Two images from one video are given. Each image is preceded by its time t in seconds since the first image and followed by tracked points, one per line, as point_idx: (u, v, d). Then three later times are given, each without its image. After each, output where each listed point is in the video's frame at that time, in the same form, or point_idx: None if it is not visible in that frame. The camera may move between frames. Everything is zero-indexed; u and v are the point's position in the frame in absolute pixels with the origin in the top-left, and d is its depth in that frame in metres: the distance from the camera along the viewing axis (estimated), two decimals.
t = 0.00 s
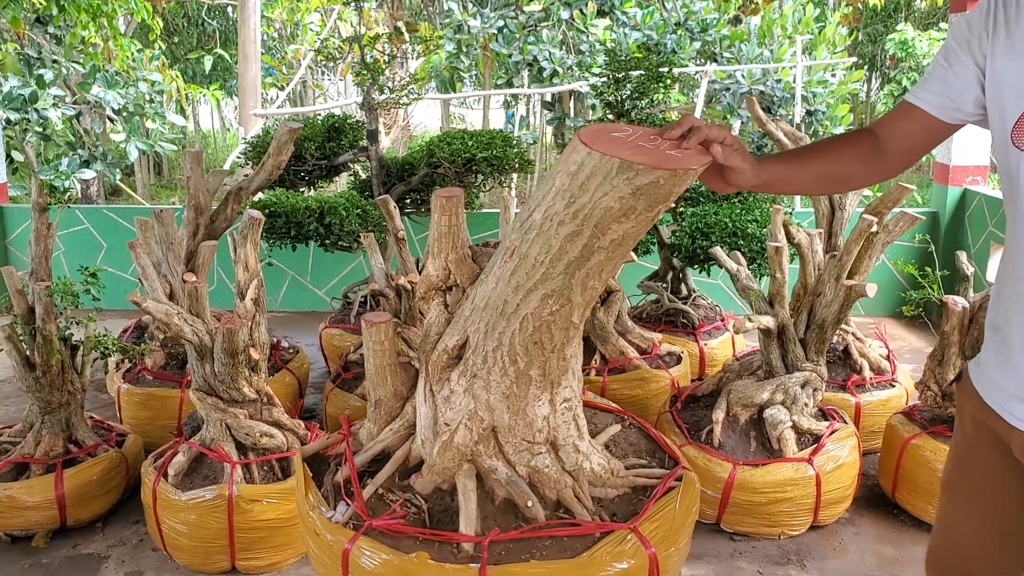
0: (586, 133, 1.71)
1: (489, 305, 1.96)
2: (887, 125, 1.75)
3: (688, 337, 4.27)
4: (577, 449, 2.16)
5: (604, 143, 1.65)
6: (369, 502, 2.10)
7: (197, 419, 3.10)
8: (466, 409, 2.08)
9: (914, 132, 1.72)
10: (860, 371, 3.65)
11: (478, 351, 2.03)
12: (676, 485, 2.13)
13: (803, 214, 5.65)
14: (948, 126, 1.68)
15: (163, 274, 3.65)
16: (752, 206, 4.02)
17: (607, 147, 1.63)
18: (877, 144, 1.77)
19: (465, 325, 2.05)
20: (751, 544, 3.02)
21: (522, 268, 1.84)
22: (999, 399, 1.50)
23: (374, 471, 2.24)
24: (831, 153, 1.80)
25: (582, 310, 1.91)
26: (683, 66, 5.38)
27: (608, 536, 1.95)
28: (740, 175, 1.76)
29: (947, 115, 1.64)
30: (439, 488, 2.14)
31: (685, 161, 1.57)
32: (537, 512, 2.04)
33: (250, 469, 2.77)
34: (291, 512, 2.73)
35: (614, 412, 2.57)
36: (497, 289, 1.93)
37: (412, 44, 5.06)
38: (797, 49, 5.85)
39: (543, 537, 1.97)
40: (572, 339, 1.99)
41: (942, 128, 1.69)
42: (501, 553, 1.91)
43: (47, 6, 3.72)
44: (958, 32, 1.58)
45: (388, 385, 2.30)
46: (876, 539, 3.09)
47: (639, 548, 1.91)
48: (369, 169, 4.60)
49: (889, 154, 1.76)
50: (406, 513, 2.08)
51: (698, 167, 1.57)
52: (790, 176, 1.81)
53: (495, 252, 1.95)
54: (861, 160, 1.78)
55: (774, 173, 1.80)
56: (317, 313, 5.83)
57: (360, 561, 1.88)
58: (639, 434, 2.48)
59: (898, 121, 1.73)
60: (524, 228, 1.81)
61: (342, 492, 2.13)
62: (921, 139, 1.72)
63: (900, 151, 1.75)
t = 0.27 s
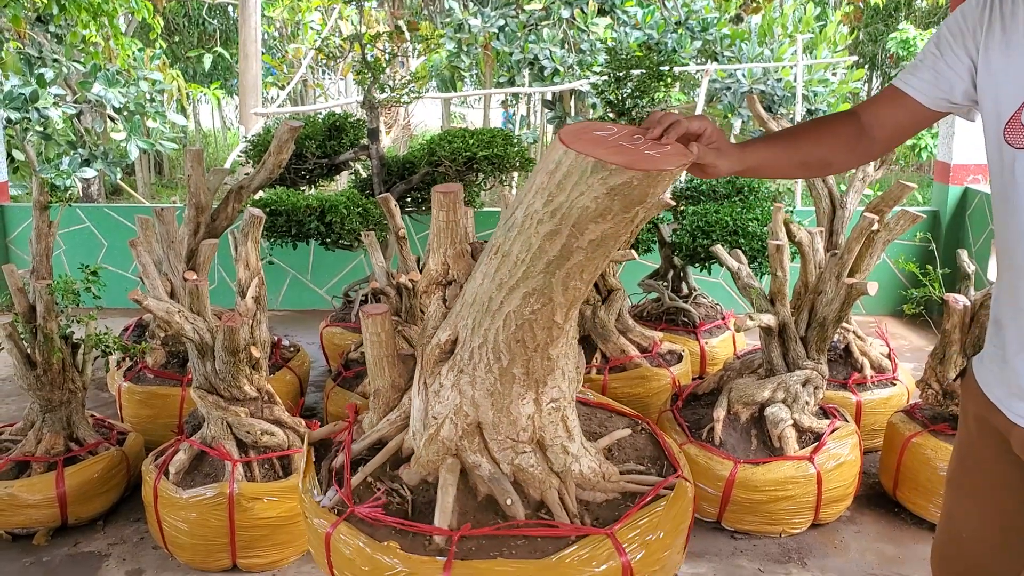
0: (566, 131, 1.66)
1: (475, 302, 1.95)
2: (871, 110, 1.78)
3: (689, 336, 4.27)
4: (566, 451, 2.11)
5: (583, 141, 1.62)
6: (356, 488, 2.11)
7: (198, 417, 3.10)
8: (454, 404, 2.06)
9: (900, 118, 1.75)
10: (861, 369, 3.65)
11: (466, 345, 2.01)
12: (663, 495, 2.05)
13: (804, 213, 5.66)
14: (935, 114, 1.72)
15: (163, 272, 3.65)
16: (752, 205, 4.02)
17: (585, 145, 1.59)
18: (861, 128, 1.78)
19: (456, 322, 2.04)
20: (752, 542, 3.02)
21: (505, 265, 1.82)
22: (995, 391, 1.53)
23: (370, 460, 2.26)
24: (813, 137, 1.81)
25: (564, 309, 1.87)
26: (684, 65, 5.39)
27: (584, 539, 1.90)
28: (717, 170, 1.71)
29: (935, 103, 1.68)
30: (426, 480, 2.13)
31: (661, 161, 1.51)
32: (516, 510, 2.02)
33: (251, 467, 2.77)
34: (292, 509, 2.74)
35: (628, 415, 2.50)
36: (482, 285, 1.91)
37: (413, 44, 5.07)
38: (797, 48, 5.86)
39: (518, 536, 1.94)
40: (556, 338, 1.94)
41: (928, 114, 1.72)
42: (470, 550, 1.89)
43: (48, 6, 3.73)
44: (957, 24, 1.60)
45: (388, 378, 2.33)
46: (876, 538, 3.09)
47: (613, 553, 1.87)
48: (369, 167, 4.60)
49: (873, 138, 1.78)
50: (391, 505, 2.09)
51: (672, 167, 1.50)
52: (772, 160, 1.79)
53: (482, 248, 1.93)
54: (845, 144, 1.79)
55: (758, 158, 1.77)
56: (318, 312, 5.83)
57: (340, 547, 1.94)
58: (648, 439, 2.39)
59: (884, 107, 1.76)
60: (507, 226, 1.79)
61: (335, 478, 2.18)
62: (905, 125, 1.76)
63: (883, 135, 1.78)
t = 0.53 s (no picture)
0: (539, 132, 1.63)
1: (459, 299, 1.92)
2: (847, 113, 1.77)
3: (689, 335, 4.27)
4: (549, 453, 2.06)
5: (554, 142, 1.58)
6: (345, 476, 2.14)
7: (198, 416, 3.11)
8: (437, 399, 2.04)
9: (876, 122, 1.74)
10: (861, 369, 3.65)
11: (452, 342, 1.98)
12: (641, 507, 1.98)
13: (804, 212, 5.66)
14: (914, 118, 1.70)
15: (164, 272, 3.65)
16: (752, 204, 4.02)
17: (553, 147, 1.56)
18: (836, 131, 1.79)
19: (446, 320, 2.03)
20: (752, 541, 3.02)
21: (484, 264, 1.78)
22: (990, 391, 1.54)
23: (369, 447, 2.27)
24: (789, 139, 1.83)
25: (541, 311, 1.82)
26: (684, 64, 5.38)
27: (549, 543, 1.86)
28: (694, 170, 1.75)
29: (916, 106, 1.66)
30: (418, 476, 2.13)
31: (624, 165, 1.48)
32: (490, 509, 1.99)
33: (251, 466, 2.77)
34: (292, 509, 2.73)
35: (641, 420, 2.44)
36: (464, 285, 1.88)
37: (413, 43, 5.07)
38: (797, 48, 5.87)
39: (486, 535, 1.92)
40: (534, 339, 1.89)
41: (906, 117, 1.71)
42: (434, 545, 1.88)
43: (49, 5, 3.74)
44: (934, 29, 1.59)
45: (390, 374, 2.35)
46: (876, 537, 3.09)
47: (575, 560, 1.82)
48: (369, 167, 4.60)
49: (849, 141, 1.78)
50: (374, 496, 2.10)
51: (630, 168, 1.47)
52: (750, 162, 1.82)
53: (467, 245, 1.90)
54: (819, 147, 1.81)
55: (728, 159, 1.81)
56: (318, 311, 5.84)
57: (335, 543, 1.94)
58: (653, 449, 2.30)
59: (859, 110, 1.75)
60: (487, 225, 1.76)
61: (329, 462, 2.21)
62: (883, 129, 1.74)
63: (860, 138, 1.77)
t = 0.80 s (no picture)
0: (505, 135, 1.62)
1: (445, 294, 1.93)
2: (808, 107, 1.74)
3: (689, 334, 4.27)
4: (531, 455, 2.02)
5: (521, 142, 1.58)
6: (343, 460, 2.19)
7: (199, 415, 3.11)
8: (423, 393, 2.05)
9: (835, 118, 1.72)
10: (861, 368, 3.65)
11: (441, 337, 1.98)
12: (614, 515, 1.91)
13: (805, 211, 5.66)
14: (873, 116, 1.70)
15: (164, 271, 3.65)
16: (752, 204, 4.02)
17: (520, 147, 1.56)
18: (796, 124, 1.74)
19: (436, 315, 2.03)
20: (752, 540, 3.02)
21: (462, 261, 1.79)
22: (988, 388, 1.54)
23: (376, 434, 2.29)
24: (746, 131, 1.76)
25: (516, 311, 1.82)
26: (685, 63, 5.39)
27: (513, 544, 1.83)
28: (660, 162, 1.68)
29: (880, 105, 1.66)
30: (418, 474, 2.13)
31: (580, 168, 1.49)
32: (464, 505, 1.96)
33: (251, 465, 2.77)
34: (292, 508, 2.73)
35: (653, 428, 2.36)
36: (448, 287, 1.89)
37: (413, 42, 5.07)
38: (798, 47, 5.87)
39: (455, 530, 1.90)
40: (510, 339, 1.89)
41: (867, 115, 1.70)
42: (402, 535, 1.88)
43: (50, 4, 3.74)
44: (900, 34, 1.59)
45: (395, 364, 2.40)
46: (876, 536, 3.09)
47: (531, 564, 1.77)
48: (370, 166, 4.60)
49: (806, 136, 1.74)
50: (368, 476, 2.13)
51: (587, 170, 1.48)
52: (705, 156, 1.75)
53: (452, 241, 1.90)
54: (775, 139, 1.75)
55: (689, 147, 1.72)
56: (318, 310, 5.84)
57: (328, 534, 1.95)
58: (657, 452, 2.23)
59: (821, 106, 1.73)
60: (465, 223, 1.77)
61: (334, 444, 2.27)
62: (841, 125, 1.72)
63: (817, 134, 1.74)
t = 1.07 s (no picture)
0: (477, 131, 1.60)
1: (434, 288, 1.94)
2: (755, 102, 1.62)
3: (690, 333, 4.27)
4: (512, 457, 2.02)
5: (491, 139, 1.57)
6: (347, 447, 2.25)
7: (200, 415, 3.11)
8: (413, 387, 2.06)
9: (781, 116, 1.61)
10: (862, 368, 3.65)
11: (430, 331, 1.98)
12: (584, 522, 1.86)
13: (806, 211, 5.66)
14: (820, 117, 1.61)
15: (166, 271, 3.65)
16: (753, 203, 4.02)
17: (486, 144, 1.55)
18: (740, 119, 1.61)
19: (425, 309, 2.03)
20: (753, 540, 3.02)
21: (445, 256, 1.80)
22: (976, 387, 1.53)
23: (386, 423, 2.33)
24: (691, 125, 1.62)
25: (490, 310, 1.81)
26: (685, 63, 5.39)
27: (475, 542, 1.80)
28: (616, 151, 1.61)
29: (832, 106, 1.59)
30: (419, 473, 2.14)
31: (534, 170, 1.48)
32: (441, 500, 1.99)
33: (253, 464, 2.78)
34: (293, 507, 2.74)
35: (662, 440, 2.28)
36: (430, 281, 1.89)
37: (414, 42, 5.07)
38: (798, 47, 5.87)
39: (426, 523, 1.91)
40: (488, 338, 1.87)
41: (816, 115, 1.61)
42: (373, 522, 1.90)
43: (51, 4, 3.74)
44: (857, 42, 1.55)
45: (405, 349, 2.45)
46: (876, 536, 3.09)
47: (488, 562, 1.75)
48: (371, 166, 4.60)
49: (749, 132, 1.62)
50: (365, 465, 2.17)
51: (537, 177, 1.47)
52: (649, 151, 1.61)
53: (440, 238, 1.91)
54: (715, 133, 1.61)
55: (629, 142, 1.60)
56: (319, 309, 5.84)
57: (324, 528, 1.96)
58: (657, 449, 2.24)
59: (769, 102, 1.61)
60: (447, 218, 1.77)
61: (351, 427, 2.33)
62: (785, 124, 1.62)
63: (761, 131, 1.62)
